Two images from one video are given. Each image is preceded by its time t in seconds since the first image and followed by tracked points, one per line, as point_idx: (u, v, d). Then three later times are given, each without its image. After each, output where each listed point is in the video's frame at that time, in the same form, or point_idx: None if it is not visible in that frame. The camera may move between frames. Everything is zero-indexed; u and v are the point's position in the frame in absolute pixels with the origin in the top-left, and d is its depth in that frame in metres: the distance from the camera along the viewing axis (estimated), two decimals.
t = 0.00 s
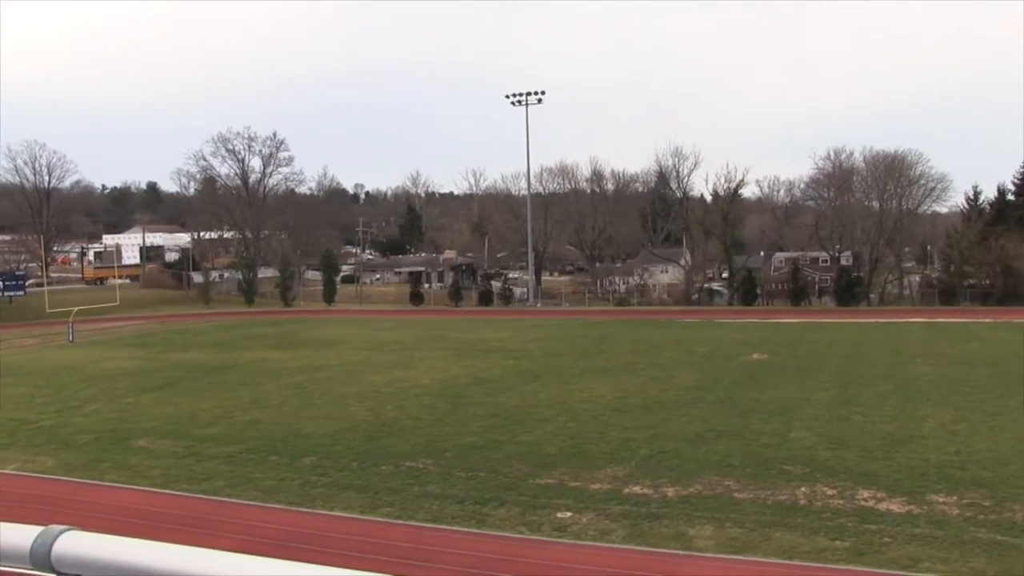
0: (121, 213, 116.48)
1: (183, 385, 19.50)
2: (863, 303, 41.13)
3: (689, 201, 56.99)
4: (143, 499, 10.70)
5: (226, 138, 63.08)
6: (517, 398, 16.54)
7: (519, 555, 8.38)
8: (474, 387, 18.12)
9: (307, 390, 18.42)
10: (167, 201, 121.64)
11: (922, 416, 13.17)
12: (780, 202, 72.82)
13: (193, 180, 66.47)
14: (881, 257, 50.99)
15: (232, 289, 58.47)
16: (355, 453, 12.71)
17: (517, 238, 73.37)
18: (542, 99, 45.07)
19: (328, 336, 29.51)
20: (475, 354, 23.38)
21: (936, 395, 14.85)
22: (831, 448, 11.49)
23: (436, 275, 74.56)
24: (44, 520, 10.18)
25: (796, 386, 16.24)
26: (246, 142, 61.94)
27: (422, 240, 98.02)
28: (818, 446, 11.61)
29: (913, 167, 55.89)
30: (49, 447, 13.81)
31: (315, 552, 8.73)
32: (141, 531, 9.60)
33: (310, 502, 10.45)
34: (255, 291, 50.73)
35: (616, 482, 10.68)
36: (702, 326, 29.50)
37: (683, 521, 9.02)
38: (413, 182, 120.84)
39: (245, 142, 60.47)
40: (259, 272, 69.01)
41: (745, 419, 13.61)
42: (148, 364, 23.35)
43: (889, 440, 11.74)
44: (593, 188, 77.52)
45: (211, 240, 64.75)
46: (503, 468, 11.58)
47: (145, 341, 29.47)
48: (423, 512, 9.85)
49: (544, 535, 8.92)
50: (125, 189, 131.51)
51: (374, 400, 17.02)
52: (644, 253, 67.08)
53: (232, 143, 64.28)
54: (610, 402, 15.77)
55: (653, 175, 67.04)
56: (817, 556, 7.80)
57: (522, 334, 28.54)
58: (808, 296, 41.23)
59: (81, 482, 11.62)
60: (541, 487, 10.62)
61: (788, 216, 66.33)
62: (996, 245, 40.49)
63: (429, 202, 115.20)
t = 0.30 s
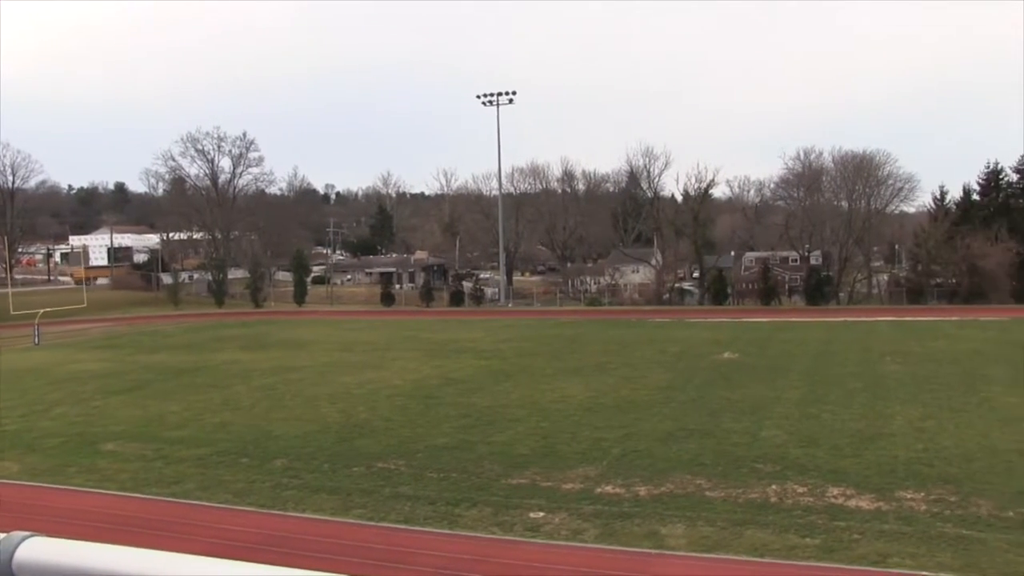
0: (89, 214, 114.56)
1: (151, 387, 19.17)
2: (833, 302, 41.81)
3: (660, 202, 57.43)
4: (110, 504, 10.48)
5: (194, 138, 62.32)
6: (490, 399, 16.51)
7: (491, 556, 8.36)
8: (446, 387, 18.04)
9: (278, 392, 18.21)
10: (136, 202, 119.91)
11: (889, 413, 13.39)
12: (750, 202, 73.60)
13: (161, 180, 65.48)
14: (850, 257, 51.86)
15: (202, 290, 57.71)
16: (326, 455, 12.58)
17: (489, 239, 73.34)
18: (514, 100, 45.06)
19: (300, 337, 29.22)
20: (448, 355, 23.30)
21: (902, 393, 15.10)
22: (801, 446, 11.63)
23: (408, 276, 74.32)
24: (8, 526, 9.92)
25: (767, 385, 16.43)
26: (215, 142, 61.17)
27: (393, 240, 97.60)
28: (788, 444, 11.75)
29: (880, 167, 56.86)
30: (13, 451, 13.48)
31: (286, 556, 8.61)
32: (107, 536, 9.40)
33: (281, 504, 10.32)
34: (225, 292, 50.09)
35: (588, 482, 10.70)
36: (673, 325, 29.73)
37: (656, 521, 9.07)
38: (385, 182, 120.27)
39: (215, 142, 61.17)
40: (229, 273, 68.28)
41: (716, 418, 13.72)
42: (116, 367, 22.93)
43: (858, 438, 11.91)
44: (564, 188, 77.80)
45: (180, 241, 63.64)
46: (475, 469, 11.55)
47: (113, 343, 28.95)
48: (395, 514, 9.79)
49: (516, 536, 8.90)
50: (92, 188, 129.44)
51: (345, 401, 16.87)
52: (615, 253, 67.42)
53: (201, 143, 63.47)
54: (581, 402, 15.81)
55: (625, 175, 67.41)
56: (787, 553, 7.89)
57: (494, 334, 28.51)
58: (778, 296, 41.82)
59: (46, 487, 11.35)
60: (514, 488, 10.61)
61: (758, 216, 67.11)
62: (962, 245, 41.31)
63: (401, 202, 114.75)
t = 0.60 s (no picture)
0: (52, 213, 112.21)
1: (117, 390, 18.79)
2: (801, 301, 42.46)
3: (629, 202, 57.82)
4: (75, 509, 10.24)
5: (161, 137, 61.48)
6: (461, 399, 16.47)
7: (463, 556, 8.33)
8: (416, 388, 17.96)
9: (247, 393, 17.98)
10: (101, 203, 117.75)
11: (856, 411, 13.61)
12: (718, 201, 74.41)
13: (127, 180, 64.30)
14: (818, 256, 52.71)
15: (170, 292, 56.78)
16: (296, 457, 12.45)
17: (458, 239, 73.18)
18: (482, 97, 45.80)
19: (268, 339, 28.90)
20: (418, 356, 23.18)
21: (869, 391, 15.37)
22: (770, 444, 11.78)
23: (378, 277, 73.92)
24: None
25: (736, 384, 16.62)
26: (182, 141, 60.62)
27: (362, 241, 96.99)
28: (757, 443, 11.89)
29: (846, 167, 57.82)
30: None
31: (256, 559, 8.48)
32: (71, 542, 9.18)
33: (250, 507, 10.17)
34: (193, 294, 49.35)
35: (559, 481, 10.72)
36: (643, 325, 29.95)
37: (627, 519, 9.11)
38: (353, 183, 119.51)
39: (183, 142, 62.44)
40: (197, 274, 67.48)
41: (687, 417, 13.84)
42: (80, 369, 22.44)
43: (826, 436, 12.09)
44: (533, 188, 77.86)
45: (147, 242, 61.52)
46: (446, 469, 11.51)
47: (77, 346, 28.36)
48: (366, 515, 9.71)
49: (487, 536, 8.87)
50: (55, 188, 126.86)
51: (315, 402, 16.72)
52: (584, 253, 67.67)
53: (168, 143, 62.54)
54: (551, 402, 15.85)
55: (594, 175, 67.70)
56: (757, 551, 7.96)
57: (466, 335, 28.45)
58: (747, 295, 42.36)
59: (8, 492, 11.06)
60: (484, 488, 10.58)
61: (727, 216, 67.80)
62: (928, 245, 42.13)
63: (370, 202, 114.10)
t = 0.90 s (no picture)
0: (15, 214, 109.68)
1: (84, 393, 18.38)
2: (770, 300, 42.99)
3: (600, 202, 58.05)
4: (40, 514, 9.99)
5: (128, 137, 60.39)
6: (432, 400, 16.38)
7: (434, 556, 8.28)
8: (388, 389, 17.83)
9: (217, 395, 17.70)
10: (66, 204, 115.40)
11: (825, 409, 13.79)
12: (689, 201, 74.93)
13: (94, 181, 63.04)
14: (788, 256, 53.43)
15: (137, 293, 55.85)
16: (267, 458, 12.29)
17: (429, 240, 72.89)
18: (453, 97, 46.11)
19: (238, 340, 28.52)
20: (390, 356, 23.03)
21: (838, 389, 15.59)
22: (741, 443, 11.89)
23: (348, 278, 73.34)
24: None
25: (706, 383, 16.77)
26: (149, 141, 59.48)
27: (332, 241, 96.14)
28: (729, 441, 12.00)
29: (814, 168, 58.66)
30: None
31: (224, 563, 8.35)
32: (34, 547, 8.97)
33: (220, 509, 10.02)
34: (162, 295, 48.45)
35: (530, 481, 10.71)
36: (614, 324, 30.08)
37: (599, 519, 9.13)
38: (323, 184, 118.44)
39: (151, 142, 61.33)
40: (166, 275, 66.38)
41: (658, 417, 13.91)
42: (45, 372, 21.93)
43: (795, 434, 12.24)
44: (503, 188, 77.81)
45: (115, 243, 60.60)
46: (417, 470, 11.44)
47: (41, 348, 27.71)
48: (337, 516, 9.61)
49: (459, 537, 8.83)
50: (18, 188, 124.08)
51: (286, 404, 16.51)
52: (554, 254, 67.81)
53: (136, 143, 61.58)
54: (522, 402, 15.84)
55: (564, 176, 67.84)
56: (728, 549, 8.03)
57: (437, 336, 28.33)
58: (717, 295, 42.81)
59: None
60: (455, 488, 10.54)
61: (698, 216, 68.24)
62: (895, 244, 42.81)
63: (340, 202, 113.14)
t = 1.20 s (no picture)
0: None
1: (50, 396, 17.98)
2: (742, 299, 43.48)
3: (572, 202, 58.32)
4: (5, 520, 9.75)
5: (96, 136, 59.31)
6: (404, 401, 16.29)
7: (408, 558, 8.22)
8: (360, 390, 17.70)
9: (188, 397, 17.43)
10: (31, 204, 113.11)
11: (796, 407, 13.95)
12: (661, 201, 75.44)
13: (61, 181, 61.85)
14: (758, 255, 54.11)
15: (105, 295, 54.93)
16: (239, 461, 12.13)
17: (401, 240, 72.62)
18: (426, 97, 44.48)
19: (209, 342, 28.13)
20: (362, 357, 22.88)
21: (807, 387, 15.80)
22: (713, 441, 12.00)
23: (320, 279, 72.72)
24: None
25: (678, 382, 16.90)
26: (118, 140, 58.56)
27: (304, 242, 95.31)
28: (701, 440, 12.10)
29: (784, 168, 59.45)
30: None
31: (196, 567, 8.21)
32: None
33: (191, 513, 9.85)
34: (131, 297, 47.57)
35: (504, 481, 10.70)
36: (588, 324, 30.18)
37: (572, 518, 9.16)
38: (295, 184, 117.32)
39: (120, 142, 60.30)
40: (135, 277, 65.16)
41: (630, 416, 13.97)
42: (10, 375, 21.42)
43: (766, 432, 12.37)
44: (476, 188, 77.79)
45: (83, 244, 59.05)
46: (390, 471, 11.37)
47: (6, 352, 27.07)
48: (309, 519, 9.51)
49: (432, 537, 8.78)
50: None
51: (257, 405, 16.32)
52: (527, 253, 67.90)
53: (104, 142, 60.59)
54: (494, 402, 15.82)
55: (536, 176, 67.99)
56: (701, 547, 8.09)
57: (410, 336, 28.18)
58: (688, 293, 43.23)
59: None
60: (429, 489, 10.50)
61: (668, 216, 69.41)
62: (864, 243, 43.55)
63: (311, 203, 112.17)
